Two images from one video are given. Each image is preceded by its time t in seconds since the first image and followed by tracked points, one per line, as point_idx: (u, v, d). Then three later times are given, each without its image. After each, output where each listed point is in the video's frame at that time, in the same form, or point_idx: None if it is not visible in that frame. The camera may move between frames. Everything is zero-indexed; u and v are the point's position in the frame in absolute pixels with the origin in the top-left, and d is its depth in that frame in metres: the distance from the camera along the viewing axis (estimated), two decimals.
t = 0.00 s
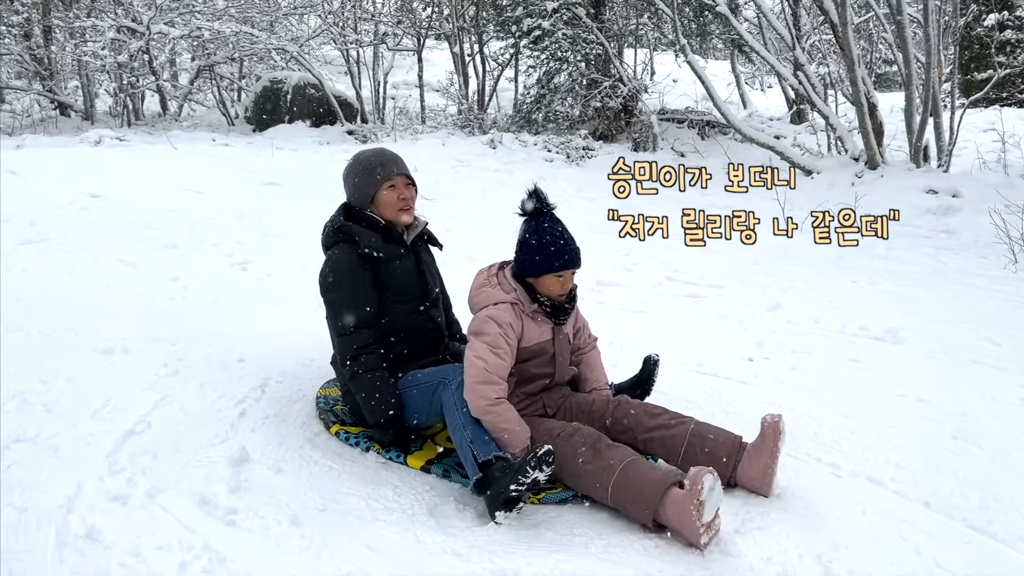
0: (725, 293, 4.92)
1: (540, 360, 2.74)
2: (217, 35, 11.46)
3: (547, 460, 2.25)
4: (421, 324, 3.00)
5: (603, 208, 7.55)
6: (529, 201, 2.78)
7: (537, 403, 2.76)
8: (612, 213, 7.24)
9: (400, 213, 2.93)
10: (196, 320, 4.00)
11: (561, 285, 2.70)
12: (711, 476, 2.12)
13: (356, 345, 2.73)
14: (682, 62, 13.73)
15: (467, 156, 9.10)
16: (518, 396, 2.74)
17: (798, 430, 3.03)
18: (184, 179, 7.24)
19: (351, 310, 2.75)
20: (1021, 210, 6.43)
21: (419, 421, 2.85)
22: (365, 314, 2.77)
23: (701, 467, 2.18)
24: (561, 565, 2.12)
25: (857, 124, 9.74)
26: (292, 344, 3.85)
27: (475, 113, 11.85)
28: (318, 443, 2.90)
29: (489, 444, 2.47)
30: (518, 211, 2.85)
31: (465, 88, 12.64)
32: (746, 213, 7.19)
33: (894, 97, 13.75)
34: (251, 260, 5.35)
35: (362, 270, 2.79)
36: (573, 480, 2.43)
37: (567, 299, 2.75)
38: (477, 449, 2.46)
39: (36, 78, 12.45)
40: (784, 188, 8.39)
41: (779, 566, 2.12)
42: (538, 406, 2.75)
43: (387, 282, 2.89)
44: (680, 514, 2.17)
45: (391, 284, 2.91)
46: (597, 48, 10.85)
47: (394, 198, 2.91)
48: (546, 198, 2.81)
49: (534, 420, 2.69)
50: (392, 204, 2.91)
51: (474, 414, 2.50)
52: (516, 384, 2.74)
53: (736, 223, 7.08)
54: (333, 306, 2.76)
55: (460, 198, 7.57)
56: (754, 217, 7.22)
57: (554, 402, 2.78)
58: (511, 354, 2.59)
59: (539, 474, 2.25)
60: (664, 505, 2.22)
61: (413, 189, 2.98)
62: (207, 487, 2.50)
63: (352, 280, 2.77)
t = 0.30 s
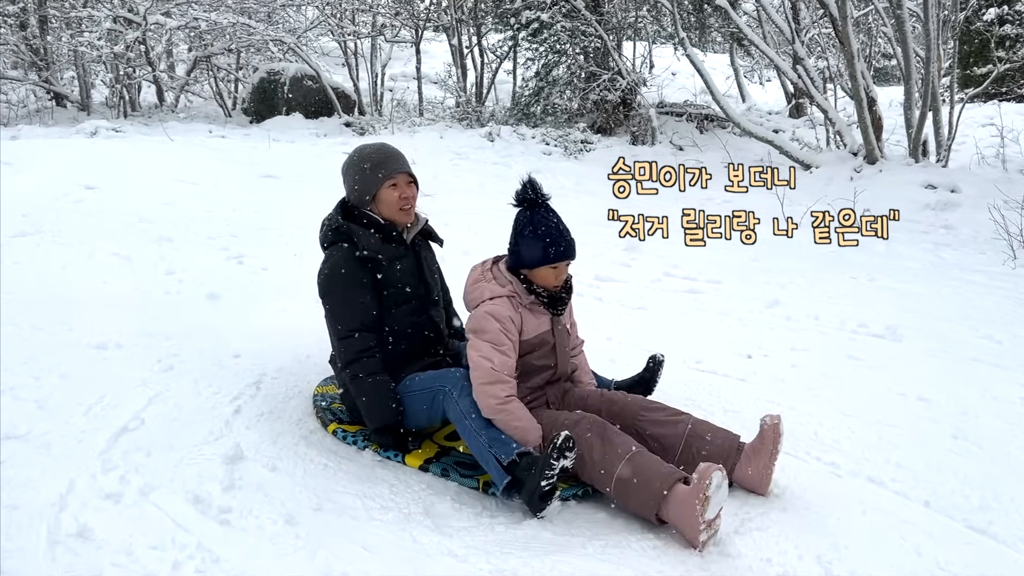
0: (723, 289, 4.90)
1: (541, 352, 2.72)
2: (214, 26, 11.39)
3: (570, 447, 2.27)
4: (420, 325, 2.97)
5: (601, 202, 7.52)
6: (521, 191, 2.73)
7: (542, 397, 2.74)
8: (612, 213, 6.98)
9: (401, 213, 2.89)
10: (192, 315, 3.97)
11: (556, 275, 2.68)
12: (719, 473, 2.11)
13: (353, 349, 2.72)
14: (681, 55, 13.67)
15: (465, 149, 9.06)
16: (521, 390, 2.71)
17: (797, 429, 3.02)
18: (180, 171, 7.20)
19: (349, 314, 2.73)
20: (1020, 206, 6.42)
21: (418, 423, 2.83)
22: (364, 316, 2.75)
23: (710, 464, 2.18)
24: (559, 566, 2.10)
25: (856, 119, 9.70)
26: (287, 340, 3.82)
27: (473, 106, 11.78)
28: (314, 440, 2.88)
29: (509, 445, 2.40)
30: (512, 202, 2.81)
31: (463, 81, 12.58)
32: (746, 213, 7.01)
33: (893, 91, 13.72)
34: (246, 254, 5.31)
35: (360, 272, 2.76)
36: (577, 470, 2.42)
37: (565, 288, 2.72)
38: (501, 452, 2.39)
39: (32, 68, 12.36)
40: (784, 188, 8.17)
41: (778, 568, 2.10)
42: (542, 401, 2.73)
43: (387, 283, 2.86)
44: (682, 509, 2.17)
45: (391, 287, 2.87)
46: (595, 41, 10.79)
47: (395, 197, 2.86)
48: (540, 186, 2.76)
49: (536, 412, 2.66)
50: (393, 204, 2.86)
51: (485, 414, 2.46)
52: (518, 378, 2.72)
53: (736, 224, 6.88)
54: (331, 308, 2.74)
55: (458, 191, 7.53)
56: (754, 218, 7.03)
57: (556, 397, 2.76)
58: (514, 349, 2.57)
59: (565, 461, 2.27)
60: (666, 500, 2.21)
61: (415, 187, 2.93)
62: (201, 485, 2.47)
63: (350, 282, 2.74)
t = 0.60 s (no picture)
0: (723, 285, 4.89)
1: (530, 347, 2.72)
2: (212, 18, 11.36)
3: (574, 451, 2.24)
4: (422, 324, 2.96)
5: (600, 197, 7.50)
6: (521, 191, 2.72)
7: (536, 394, 2.74)
8: (612, 213, 6.77)
9: (407, 210, 2.87)
10: (190, 309, 3.95)
11: (554, 278, 2.70)
12: (713, 476, 2.11)
13: (355, 345, 2.71)
14: (680, 49, 13.63)
15: (463, 143, 9.03)
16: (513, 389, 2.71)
17: (796, 426, 3.01)
18: (178, 164, 7.16)
19: (352, 310, 2.71)
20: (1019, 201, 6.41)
21: (418, 421, 2.81)
22: (367, 313, 2.73)
23: (705, 467, 2.17)
24: (558, 564, 2.10)
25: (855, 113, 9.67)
26: (284, 335, 3.80)
27: (472, 100, 11.74)
28: (311, 436, 2.87)
29: (505, 444, 2.39)
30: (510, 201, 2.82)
31: (462, 74, 12.54)
32: (746, 213, 6.83)
33: (892, 86, 13.69)
34: (244, 248, 5.29)
35: (365, 269, 2.75)
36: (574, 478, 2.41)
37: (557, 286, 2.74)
38: (499, 451, 2.38)
39: (28, 60, 12.29)
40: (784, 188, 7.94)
41: (778, 565, 2.10)
42: (537, 398, 2.74)
43: (390, 279, 2.84)
44: (680, 512, 2.16)
45: (395, 284, 2.86)
46: (595, 34, 10.75)
47: (402, 194, 2.85)
48: (538, 185, 2.73)
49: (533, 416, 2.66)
50: (399, 200, 2.85)
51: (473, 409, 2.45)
52: (510, 375, 2.71)
53: (736, 223, 6.69)
54: (334, 303, 2.73)
55: (457, 185, 7.51)
56: (755, 218, 6.84)
57: (551, 394, 2.76)
58: (498, 342, 2.56)
59: (568, 464, 2.25)
60: (663, 504, 2.20)
61: (422, 183, 2.92)
62: (198, 481, 2.46)
63: (355, 278, 2.73)
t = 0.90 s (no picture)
0: (720, 280, 4.89)
1: (530, 347, 2.71)
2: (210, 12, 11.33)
3: (573, 448, 2.25)
4: (419, 320, 2.96)
5: (598, 192, 7.49)
6: (536, 195, 2.70)
7: (534, 392, 2.71)
8: (612, 213, 6.60)
9: (409, 206, 2.86)
10: (187, 304, 3.95)
11: (557, 286, 2.70)
12: (713, 471, 2.08)
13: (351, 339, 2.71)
14: (679, 44, 13.60)
15: (462, 138, 9.01)
16: (510, 388, 2.68)
17: (793, 421, 3.01)
18: (176, 158, 7.15)
19: (349, 305, 2.70)
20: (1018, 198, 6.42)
21: (415, 416, 2.82)
22: (364, 308, 2.73)
23: (704, 462, 2.15)
24: (554, 559, 2.10)
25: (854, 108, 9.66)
26: (282, 330, 3.79)
27: (470, 94, 11.71)
28: (309, 431, 2.87)
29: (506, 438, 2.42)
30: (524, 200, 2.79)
31: (460, 69, 12.51)
32: (746, 213, 6.62)
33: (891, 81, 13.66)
34: (242, 242, 5.28)
35: (364, 263, 2.74)
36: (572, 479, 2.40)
37: (559, 292, 2.74)
38: (494, 447, 2.42)
39: (26, 54, 12.25)
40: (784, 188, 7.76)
41: (773, 560, 2.10)
42: (535, 395, 2.71)
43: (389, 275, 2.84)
44: (681, 509, 2.15)
45: (393, 279, 2.85)
46: (594, 29, 10.72)
47: (405, 190, 2.83)
48: (555, 189, 2.71)
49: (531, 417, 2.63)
50: (403, 196, 2.83)
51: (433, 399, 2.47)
52: (509, 373, 2.70)
53: (735, 224, 6.51)
54: (332, 296, 2.72)
55: (454, 180, 7.49)
56: (755, 218, 6.64)
57: (550, 391, 2.75)
58: (488, 344, 2.56)
59: (566, 461, 2.25)
60: (663, 501, 2.20)
61: (425, 180, 2.90)
62: (195, 476, 2.46)
63: (354, 273, 2.72)
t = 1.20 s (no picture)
0: (718, 276, 4.89)
1: (521, 342, 2.72)
2: (208, 7, 11.31)
3: (574, 442, 2.26)
4: (419, 315, 2.97)
5: (597, 188, 7.48)
6: (520, 193, 2.69)
7: (528, 385, 2.73)
8: (612, 213, 6.46)
9: (409, 201, 2.88)
10: (184, 300, 3.95)
11: (540, 283, 2.69)
12: (711, 463, 2.10)
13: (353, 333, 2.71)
14: (678, 40, 13.57)
15: (461, 133, 9.01)
16: (504, 382, 2.69)
17: (789, 417, 3.02)
18: (175, 154, 7.14)
19: (351, 299, 2.72)
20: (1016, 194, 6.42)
21: (413, 412, 2.83)
22: (364, 301, 2.74)
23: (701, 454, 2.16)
24: (549, 554, 2.11)
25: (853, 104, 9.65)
26: (279, 326, 3.80)
27: (469, 90, 11.70)
28: (305, 426, 2.87)
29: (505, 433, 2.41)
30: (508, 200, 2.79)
31: (459, 64, 12.49)
32: (746, 213, 6.41)
33: (890, 77, 13.65)
34: (240, 238, 5.28)
35: (365, 258, 2.75)
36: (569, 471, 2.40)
37: (542, 290, 2.73)
38: (496, 440, 2.41)
39: (24, 49, 12.19)
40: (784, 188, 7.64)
41: (767, 554, 2.11)
42: (529, 388, 2.73)
43: (390, 269, 2.85)
44: (678, 500, 2.16)
45: (394, 273, 2.86)
46: (593, 25, 10.70)
47: (405, 185, 2.86)
48: (540, 188, 2.70)
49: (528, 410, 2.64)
50: (403, 191, 2.86)
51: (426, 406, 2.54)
52: (501, 368, 2.70)
53: (735, 224, 6.31)
54: (333, 291, 2.72)
55: (453, 176, 7.49)
56: (755, 218, 6.45)
57: (543, 383, 2.76)
58: (474, 343, 2.56)
59: (567, 456, 2.26)
60: (660, 493, 2.21)
61: (424, 175, 2.93)
62: (192, 471, 2.46)
63: (355, 267, 2.73)
